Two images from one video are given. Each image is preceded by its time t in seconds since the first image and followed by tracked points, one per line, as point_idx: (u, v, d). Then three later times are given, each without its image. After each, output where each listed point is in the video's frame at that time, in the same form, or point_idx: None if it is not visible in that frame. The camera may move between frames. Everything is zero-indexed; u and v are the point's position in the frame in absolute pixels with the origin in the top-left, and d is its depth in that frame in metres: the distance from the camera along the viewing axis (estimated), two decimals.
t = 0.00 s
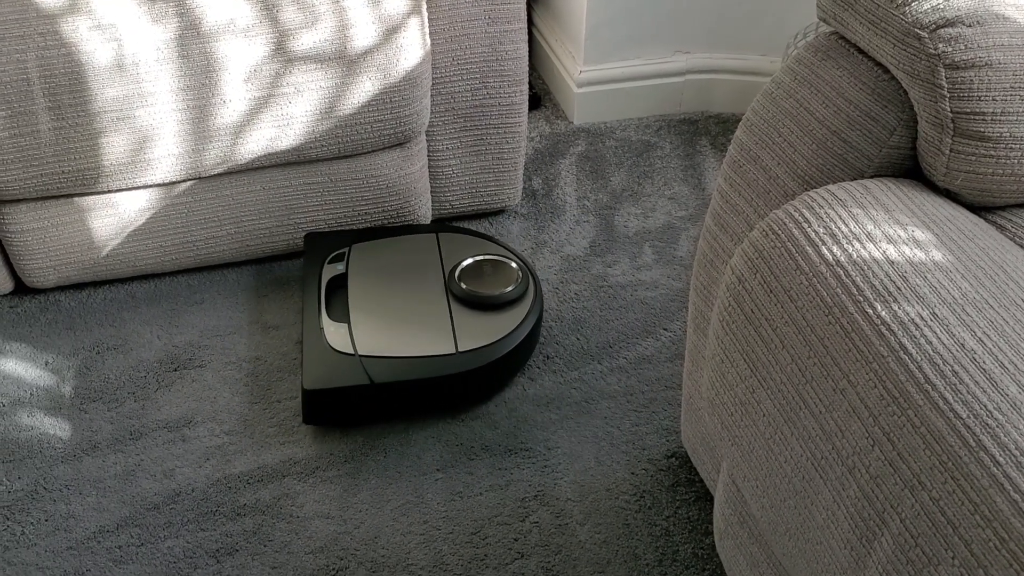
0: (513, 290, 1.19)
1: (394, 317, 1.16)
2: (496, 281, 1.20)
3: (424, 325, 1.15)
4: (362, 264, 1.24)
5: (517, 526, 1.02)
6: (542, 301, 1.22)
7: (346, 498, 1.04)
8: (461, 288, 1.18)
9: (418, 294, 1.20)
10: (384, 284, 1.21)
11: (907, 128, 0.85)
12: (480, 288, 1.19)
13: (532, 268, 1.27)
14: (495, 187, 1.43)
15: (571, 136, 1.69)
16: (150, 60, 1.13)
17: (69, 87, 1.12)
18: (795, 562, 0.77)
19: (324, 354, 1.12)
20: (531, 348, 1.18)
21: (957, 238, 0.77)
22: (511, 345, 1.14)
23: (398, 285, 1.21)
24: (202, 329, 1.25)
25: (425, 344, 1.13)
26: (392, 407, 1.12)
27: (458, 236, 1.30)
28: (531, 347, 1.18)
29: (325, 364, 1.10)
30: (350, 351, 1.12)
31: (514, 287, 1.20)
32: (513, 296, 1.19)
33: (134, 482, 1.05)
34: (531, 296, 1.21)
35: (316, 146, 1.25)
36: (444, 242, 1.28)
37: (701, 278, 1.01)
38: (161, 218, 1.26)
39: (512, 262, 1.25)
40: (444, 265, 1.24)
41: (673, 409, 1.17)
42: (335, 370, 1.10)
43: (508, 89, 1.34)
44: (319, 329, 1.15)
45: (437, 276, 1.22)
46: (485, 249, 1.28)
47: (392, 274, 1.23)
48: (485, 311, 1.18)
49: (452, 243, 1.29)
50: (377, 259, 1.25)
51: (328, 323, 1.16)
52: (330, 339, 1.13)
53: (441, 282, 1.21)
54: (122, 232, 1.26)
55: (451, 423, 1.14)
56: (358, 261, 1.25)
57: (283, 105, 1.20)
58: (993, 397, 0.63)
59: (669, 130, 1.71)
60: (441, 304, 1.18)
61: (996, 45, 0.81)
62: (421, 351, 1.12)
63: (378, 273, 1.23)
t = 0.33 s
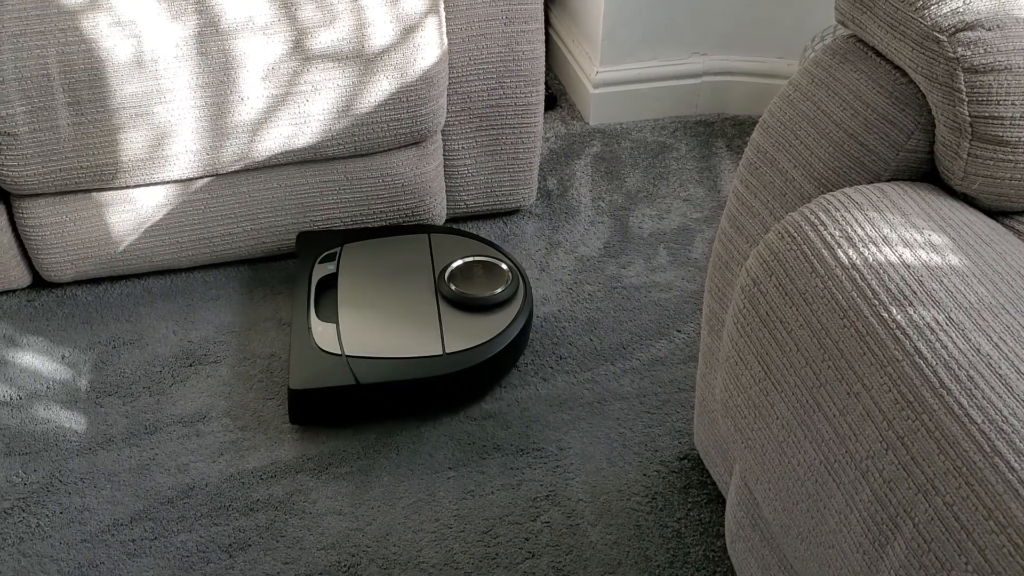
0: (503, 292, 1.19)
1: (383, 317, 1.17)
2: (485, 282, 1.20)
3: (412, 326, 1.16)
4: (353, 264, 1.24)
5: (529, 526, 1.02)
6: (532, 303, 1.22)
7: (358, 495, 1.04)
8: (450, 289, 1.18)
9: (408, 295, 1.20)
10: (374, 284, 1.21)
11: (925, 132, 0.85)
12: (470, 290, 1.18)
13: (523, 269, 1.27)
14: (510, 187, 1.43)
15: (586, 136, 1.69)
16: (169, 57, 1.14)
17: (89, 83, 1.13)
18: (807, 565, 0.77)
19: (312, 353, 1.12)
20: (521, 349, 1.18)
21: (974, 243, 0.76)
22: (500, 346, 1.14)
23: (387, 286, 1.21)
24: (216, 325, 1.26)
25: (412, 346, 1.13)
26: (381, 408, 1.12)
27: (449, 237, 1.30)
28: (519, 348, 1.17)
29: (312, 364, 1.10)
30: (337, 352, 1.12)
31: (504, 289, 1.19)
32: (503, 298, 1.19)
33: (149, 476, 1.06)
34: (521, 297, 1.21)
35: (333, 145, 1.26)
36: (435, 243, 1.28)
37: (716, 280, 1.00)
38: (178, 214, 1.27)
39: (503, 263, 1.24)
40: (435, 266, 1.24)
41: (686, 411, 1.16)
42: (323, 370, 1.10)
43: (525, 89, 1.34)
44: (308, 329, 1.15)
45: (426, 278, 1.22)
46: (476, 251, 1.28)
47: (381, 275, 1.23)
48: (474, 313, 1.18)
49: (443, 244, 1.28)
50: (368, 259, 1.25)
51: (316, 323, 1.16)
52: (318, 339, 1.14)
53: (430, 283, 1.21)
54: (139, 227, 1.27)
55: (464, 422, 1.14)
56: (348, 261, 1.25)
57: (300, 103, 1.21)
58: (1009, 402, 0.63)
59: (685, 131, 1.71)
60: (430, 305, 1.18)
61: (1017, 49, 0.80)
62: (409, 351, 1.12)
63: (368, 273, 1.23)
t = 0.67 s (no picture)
0: (495, 293, 1.19)
1: (375, 317, 1.17)
2: (477, 283, 1.20)
3: (402, 326, 1.16)
4: (346, 263, 1.24)
5: (540, 526, 1.02)
6: (525, 304, 1.21)
7: (370, 492, 1.05)
8: (442, 290, 1.18)
9: (400, 295, 1.20)
10: (367, 284, 1.21)
11: (942, 136, 0.85)
12: (461, 290, 1.18)
13: (516, 269, 1.27)
14: (525, 187, 1.43)
15: (601, 137, 1.69)
16: (188, 54, 1.15)
17: (108, 79, 1.14)
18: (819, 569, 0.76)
19: (303, 353, 1.12)
20: (512, 349, 1.18)
21: (991, 248, 0.76)
22: (490, 347, 1.14)
23: (379, 286, 1.21)
24: (230, 321, 1.26)
25: (402, 346, 1.13)
26: (373, 408, 1.12)
27: (443, 238, 1.30)
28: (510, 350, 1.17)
29: (303, 364, 1.10)
30: (328, 351, 1.12)
31: (496, 289, 1.19)
32: (495, 298, 1.18)
33: (163, 471, 1.07)
34: (514, 299, 1.21)
35: (350, 143, 1.26)
36: (429, 243, 1.29)
37: (731, 282, 1.00)
38: (195, 210, 1.28)
39: (495, 264, 1.25)
40: (428, 266, 1.25)
41: (700, 413, 1.16)
42: (313, 370, 1.10)
43: (541, 90, 1.34)
44: (299, 328, 1.16)
45: (418, 278, 1.22)
46: (469, 250, 1.28)
47: (374, 275, 1.23)
48: (466, 313, 1.18)
49: (437, 245, 1.29)
50: (361, 259, 1.25)
51: (308, 323, 1.16)
52: (308, 338, 1.14)
53: (422, 283, 1.21)
54: (157, 223, 1.28)
55: (477, 420, 1.14)
56: (342, 260, 1.25)
57: (318, 102, 1.21)
58: None
59: (701, 133, 1.70)
60: (421, 306, 1.18)
61: None
62: (399, 352, 1.12)
63: (361, 273, 1.23)
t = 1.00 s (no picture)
0: (489, 293, 1.19)
1: (370, 316, 1.17)
2: (470, 284, 1.21)
3: (396, 326, 1.16)
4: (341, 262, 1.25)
5: (551, 526, 1.02)
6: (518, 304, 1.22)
7: (383, 490, 1.05)
8: (436, 290, 1.19)
9: (395, 294, 1.20)
10: (362, 283, 1.22)
11: (961, 140, 0.84)
12: (456, 290, 1.19)
13: (511, 269, 1.28)
14: (540, 187, 1.43)
15: (617, 139, 1.69)
16: (208, 51, 1.16)
17: (128, 75, 1.15)
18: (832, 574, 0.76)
19: (295, 353, 1.12)
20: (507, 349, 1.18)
21: (1010, 253, 0.76)
22: (483, 347, 1.14)
23: (374, 285, 1.21)
24: (245, 318, 1.27)
25: (396, 345, 1.13)
26: (367, 408, 1.12)
27: (438, 238, 1.30)
28: (502, 352, 1.17)
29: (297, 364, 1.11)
30: (321, 351, 1.12)
31: (490, 290, 1.20)
32: (489, 298, 1.19)
33: (177, 465, 1.07)
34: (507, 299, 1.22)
35: (367, 142, 1.27)
36: (424, 243, 1.29)
37: (747, 285, 1.00)
38: (212, 207, 1.29)
39: (489, 264, 1.25)
40: (422, 266, 1.25)
41: (713, 416, 1.16)
42: (308, 370, 1.10)
43: (558, 90, 1.34)
44: (293, 328, 1.16)
45: (413, 278, 1.23)
46: (464, 250, 1.28)
47: (369, 274, 1.23)
48: (460, 313, 1.18)
49: (432, 244, 1.29)
50: (356, 258, 1.26)
51: (302, 323, 1.16)
52: (302, 338, 1.14)
53: (417, 282, 1.22)
54: (174, 219, 1.28)
55: (490, 419, 1.15)
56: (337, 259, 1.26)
57: (335, 100, 1.22)
58: None
59: (717, 136, 1.70)
60: (415, 305, 1.19)
61: None
62: (392, 351, 1.12)
63: (356, 271, 1.23)
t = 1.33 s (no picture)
0: (482, 293, 1.19)
1: (363, 316, 1.17)
2: (463, 284, 1.21)
3: (388, 326, 1.16)
4: (335, 262, 1.25)
5: (563, 526, 1.02)
6: (512, 304, 1.22)
7: (396, 488, 1.05)
8: (429, 290, 1.19)
9: (389, 292, 1.21)
10: (355, 283, 1.22)
11: (981, 145, 0.84)
12: (449, 291, 1.19)
13: (504, 269, 1.28)
14: (557, 188, 1.43)
15: (633, 140, 1.69)
16: (228, 49, 1.17)
17: (148, 72, 1.16)
18: None
19: (289, 353, 1.13)
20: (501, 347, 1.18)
21: None
22: (476, 347, 1.15)
23: (367, 285, 1.22)
24: (260, 314, 1.28)
25: (389, 346, 1.14)
26: (360, 408, 1.12)
27: (432, 237, 1.31)
28: (496, 351, 1.17)
29: (288, 364, 1.11)
30: (314, 352, 1.13)
31: (484, 290, 1.20)
32: (482, 298, 1.19)
33: (192, 460, 1.08)
34: (501, 299, 1.22)
35: (384, 141, 1.27)
36: (419, 243, 1.29)
37: (762, 288, 1.00)
38: (229, 204, 1.29)
39: (483, 264, 1.25)
40: (416, 266, 1.25)
41: (727, 419, 1.15)
42: (298, 370, 1.10)
43: (575, 91, 1.34)
44: (285, 329, 1.16)
45: (406, 278, 1.23)
46: (458, 250, 1.28)
47: (362, 273, 1.24)
48: (453, 313, 1.19)
49: (426, 244, 1.29)
50: (351, 258, 1.26)
51: (294, 323, 1.17)
52: (294, 338, 1.15)
53: (411, 281, 1.22)
54: (192, 216, 1.29)
55: (503, 419, 1.15)
56: (331, 259, 1.26)
57: (353, 99, 1.22)
58: None
59: (734, 138, 1.70)
60: (407, 305, 1.19)
61: None
62: (384, 352, 1.13)
63: (350, 271, 1.24)
